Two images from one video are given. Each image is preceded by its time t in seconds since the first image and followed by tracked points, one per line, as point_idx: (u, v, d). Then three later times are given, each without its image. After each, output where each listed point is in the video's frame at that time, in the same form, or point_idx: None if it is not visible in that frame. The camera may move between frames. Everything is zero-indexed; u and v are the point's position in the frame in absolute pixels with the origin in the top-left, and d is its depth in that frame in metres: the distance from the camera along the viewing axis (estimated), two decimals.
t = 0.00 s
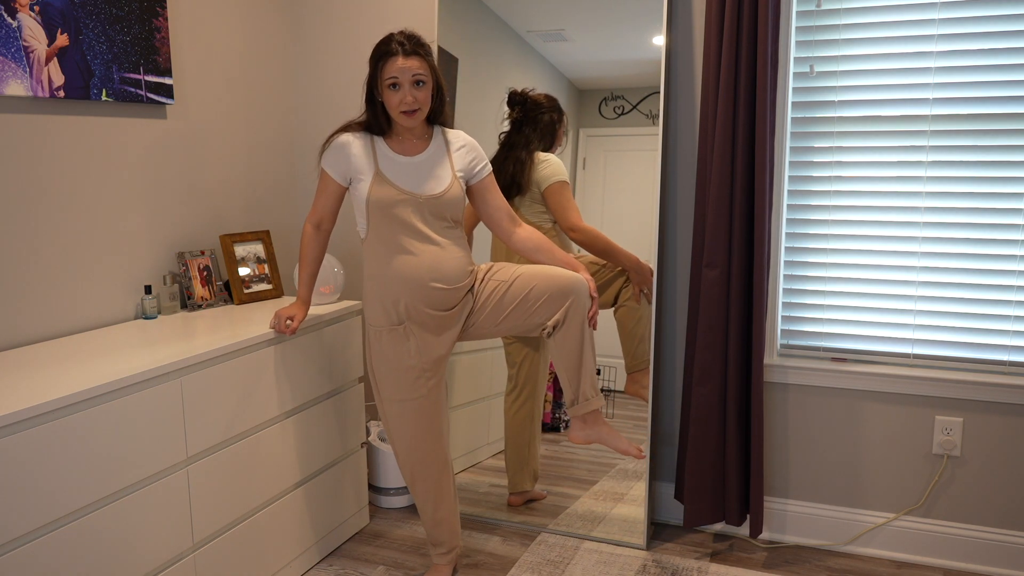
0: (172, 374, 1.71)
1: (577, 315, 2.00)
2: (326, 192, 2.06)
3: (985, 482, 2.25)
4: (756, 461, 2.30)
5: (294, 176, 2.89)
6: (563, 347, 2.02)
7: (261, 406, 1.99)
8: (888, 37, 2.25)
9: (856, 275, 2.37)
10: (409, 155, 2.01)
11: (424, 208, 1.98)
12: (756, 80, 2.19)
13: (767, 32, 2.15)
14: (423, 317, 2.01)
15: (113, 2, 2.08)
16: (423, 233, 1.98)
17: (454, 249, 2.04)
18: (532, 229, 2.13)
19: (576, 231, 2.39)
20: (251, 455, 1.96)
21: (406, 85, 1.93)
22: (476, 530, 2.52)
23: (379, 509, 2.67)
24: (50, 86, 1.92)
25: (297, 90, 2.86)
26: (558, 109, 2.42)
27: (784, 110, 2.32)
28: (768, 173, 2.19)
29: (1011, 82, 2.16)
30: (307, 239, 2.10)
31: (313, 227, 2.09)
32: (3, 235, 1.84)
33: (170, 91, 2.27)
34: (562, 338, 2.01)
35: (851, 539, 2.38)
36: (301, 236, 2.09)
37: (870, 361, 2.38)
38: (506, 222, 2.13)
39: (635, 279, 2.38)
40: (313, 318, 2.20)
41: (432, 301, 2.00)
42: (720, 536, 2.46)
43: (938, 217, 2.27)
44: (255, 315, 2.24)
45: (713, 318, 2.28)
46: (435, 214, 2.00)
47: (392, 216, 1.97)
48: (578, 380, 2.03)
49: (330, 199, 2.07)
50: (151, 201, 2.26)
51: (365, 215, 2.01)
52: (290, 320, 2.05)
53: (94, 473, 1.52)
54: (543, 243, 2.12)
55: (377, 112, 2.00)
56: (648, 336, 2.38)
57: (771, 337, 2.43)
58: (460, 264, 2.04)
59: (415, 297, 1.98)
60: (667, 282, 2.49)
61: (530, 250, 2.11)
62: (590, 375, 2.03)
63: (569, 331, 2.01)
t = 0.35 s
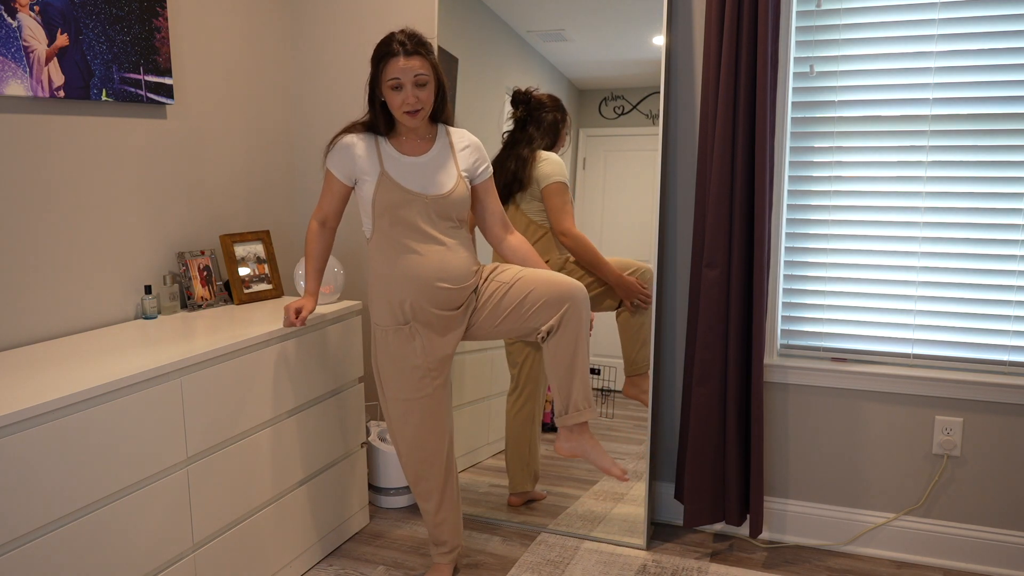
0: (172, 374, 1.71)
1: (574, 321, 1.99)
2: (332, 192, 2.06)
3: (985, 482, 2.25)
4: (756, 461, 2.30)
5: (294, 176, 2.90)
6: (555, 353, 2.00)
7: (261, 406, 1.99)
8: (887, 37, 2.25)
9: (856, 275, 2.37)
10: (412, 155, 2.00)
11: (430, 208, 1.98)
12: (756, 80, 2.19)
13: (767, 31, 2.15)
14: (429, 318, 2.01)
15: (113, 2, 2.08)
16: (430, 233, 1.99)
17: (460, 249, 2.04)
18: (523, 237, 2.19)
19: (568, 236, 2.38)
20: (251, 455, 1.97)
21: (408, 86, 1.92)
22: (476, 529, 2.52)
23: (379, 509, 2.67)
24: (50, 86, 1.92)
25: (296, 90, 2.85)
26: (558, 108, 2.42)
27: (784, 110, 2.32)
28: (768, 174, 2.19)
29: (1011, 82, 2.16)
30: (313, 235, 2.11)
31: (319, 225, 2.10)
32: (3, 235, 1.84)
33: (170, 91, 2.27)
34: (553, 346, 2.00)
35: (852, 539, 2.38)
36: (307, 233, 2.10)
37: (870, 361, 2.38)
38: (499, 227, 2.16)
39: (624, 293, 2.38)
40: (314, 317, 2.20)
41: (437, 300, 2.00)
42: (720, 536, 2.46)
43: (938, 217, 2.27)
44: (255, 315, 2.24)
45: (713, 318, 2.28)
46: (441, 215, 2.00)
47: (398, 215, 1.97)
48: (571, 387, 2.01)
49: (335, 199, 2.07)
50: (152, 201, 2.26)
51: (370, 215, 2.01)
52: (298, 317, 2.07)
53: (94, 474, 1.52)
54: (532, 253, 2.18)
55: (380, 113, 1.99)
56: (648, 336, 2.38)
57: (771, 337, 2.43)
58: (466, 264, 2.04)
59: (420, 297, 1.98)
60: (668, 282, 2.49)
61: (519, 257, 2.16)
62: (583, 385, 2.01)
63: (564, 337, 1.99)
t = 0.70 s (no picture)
0: (172, 374, 1.71)
1: (556, 360, 1.87)
2: (338, 192, 2.05)
3: (985, 482, 2.24)
4: (756, 461, 2.30)
5: (295, 176, 2.90)
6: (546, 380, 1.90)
7: (261, 406, 1.99)
8: (887, 37, 2.25)
9: (856, 275, 2.37)
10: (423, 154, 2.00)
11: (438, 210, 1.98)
12: (756, 80, 2.19)
13: (767, 31, 2.15)
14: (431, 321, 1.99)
15: (113, 2, 2.08)
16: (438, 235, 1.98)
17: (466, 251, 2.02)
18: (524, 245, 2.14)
19: (575, 238, 2.40)
20: (251, 455, 1.97)
21: (424, 81, 1.92)
22: (476, 529, 2.52)
23: (379, 509, 2.67)
24: (50, 86, 1.92)
25: (297, 90, 2.86)
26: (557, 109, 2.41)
27: (784, 110, 2.32)
28: (768, 174, 2.19)
29: (1011, 82, 2.16)
30: (318, 239, 2.08)
31: (324, 227, 2.07)
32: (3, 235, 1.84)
33: (170, 91, 2.27)
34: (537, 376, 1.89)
35: (852, 539, 2.38)
36: (312, 236, 2.07)
37: (870, 361, 2.38)
38: (500, 233, 2.13)
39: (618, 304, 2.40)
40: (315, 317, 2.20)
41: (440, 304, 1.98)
42: (720, 536, 2.46)
43: (938, 217, 2.27)
44: (255, 315, 2.24)
45: (713, 318, 2.28)
46: (451, 217, 2.00)
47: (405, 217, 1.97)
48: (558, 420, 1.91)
49: (343, 200, 2.05)
50: (152, 201, 2.26)
51: (376, 215, 2.00)
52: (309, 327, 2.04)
53: (94, 473, 1.52)
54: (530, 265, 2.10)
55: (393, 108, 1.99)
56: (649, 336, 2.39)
57: (771, 337, 2.43)
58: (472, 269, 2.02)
59: (423, 298, 1.97)
60: (667, 283, 2.49)
61: (513, 266, 2.09)
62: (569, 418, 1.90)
63: (544, 373, 1.87)
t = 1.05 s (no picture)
0: (173, 374, 1.71)
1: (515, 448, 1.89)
2: (355, 196, 2.04)
3: (985, 482, 2.25)
4: (756, 461, 2.30)
5: (295, 176, 2.90)
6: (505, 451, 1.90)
7: (261, 405, 1.99)
8: (887, 37, 2.25)
9: (856, 275, 2.37)
10: (433, 152, 1.97)
11: (450, 211, 1.95)
12: (756, 80, 2.20)
13: (767, 31, 2.15)
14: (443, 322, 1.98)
15: (113, 2, 2.08)
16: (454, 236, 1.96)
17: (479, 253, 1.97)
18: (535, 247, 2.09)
19: (593, 237, 2.35)
20: (251, 455, 1.97)
21: (432, 80, 1.89)
22: (476, 530, 2.52)
23: (379, 509, 2.67)
24: (50, 86, 1.92)
25: (297, 90, 2.86)
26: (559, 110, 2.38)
27: (784, 111, 2.32)
28: (768, 174, 2.20)
29: (1010, 82, 2.16)
30: (336, 245, 2.05)
31: (341, 233, 2.05)
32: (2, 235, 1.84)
33: (170, 91, 2.27)
34: (497, 453, 1.91)
35: (852, 539, 2.38)
36: (330, 242, 2.04)
37: (870, 361, 2.38)
38: (512, 231, 2.07)
39: (623, 316, 2.39)
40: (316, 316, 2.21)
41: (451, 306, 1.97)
42: (720, 536, 2.46)
43: (938, 217, 2.27)
44: (255, 315, 2.24)
45: (713, 319, 2.28)
46: (462, 215, 1.96)
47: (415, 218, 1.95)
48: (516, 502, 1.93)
49: (359, 205, 2.04)
50: (152, 201, 2.26)
51: (390, 217, 1.99)
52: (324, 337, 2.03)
53: (94, 473, 1.52)
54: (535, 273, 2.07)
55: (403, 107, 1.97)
56: (648, 336, 2.39)
57: (771, 337, 2.43)
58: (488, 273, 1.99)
59: (432, 299, 1.96)
60: (667, 282, 2.49)
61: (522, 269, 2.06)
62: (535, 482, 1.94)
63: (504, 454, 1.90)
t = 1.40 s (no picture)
0: (173, 373, 1.71)
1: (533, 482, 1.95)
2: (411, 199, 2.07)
3: (985, 482, 2.25)
4: (756, 461, 2.30)
5: (295, 176, 2.90)
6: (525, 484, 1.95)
7: (261, 406, 1.99)
8: (887, 37, 2.25)
9: (855, 275, 2.37)
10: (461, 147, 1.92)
11: (470, 208, 1.86)
12: (756, 80, 2.20)
13: (767, 31, 2.15)
14: (462, 330, 1.92)
15: (113, 2, 2.08)
16: (478, 240, 1.87)
17: (503, 254, 1.87)
18: (564, 268, 1.91)
19: (639, 245, 2.34)
20: (252, 455, 1.97)
21: (460, 71, 1.86)
22: (476, 530, 2.52)
23: (379, 509, 2.67)
24: (51, 86, 1.92)
25: (297, 90, 2.86)
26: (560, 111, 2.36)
27: (784, 111, 2.32)
28: (768, 174, 2.20)
29: (1010, 82, 2.16)
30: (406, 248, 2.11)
31: (409, 237, 2.10)
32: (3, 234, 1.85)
33: (170, 91, 2.27)
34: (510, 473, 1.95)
35: (852, 539, 2.38)
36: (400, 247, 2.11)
37: (870, 361, 2.38)
38: (544, 240, 1.90)
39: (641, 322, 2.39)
40: (316, 317, 2.21)
41: (469, 315, 1.90)
42: (720, 536, 2.46)
43: (938, 217, 2.27)
44: (255, 315, 2.24)
45: (713, 319, 2.28)
46: (486, 213, 1.86)
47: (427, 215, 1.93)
48: (530, 538, 1.99)
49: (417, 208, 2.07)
50: (152, 201, 2.26)
51: (413, 212, 2.00)
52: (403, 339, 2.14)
53: (95, 473, 1.52)
54: (557, 298, 1.90)
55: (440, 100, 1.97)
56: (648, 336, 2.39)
57: (771, 337, 2.43)
58: (509, 287, 1.87)
59: (452, 304, 1.90)
60: (668, 283, 2.49)
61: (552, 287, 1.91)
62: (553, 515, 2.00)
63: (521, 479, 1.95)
